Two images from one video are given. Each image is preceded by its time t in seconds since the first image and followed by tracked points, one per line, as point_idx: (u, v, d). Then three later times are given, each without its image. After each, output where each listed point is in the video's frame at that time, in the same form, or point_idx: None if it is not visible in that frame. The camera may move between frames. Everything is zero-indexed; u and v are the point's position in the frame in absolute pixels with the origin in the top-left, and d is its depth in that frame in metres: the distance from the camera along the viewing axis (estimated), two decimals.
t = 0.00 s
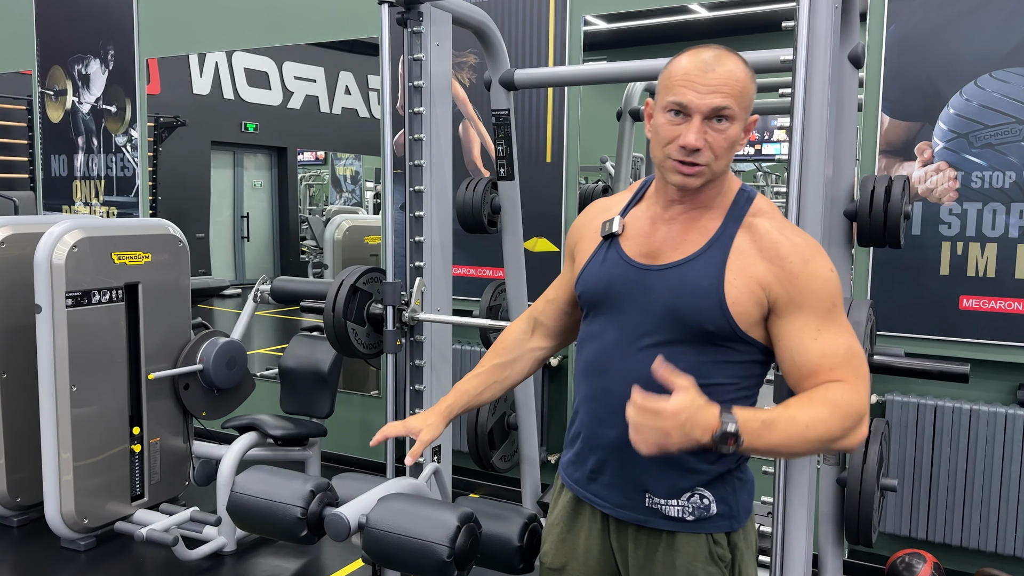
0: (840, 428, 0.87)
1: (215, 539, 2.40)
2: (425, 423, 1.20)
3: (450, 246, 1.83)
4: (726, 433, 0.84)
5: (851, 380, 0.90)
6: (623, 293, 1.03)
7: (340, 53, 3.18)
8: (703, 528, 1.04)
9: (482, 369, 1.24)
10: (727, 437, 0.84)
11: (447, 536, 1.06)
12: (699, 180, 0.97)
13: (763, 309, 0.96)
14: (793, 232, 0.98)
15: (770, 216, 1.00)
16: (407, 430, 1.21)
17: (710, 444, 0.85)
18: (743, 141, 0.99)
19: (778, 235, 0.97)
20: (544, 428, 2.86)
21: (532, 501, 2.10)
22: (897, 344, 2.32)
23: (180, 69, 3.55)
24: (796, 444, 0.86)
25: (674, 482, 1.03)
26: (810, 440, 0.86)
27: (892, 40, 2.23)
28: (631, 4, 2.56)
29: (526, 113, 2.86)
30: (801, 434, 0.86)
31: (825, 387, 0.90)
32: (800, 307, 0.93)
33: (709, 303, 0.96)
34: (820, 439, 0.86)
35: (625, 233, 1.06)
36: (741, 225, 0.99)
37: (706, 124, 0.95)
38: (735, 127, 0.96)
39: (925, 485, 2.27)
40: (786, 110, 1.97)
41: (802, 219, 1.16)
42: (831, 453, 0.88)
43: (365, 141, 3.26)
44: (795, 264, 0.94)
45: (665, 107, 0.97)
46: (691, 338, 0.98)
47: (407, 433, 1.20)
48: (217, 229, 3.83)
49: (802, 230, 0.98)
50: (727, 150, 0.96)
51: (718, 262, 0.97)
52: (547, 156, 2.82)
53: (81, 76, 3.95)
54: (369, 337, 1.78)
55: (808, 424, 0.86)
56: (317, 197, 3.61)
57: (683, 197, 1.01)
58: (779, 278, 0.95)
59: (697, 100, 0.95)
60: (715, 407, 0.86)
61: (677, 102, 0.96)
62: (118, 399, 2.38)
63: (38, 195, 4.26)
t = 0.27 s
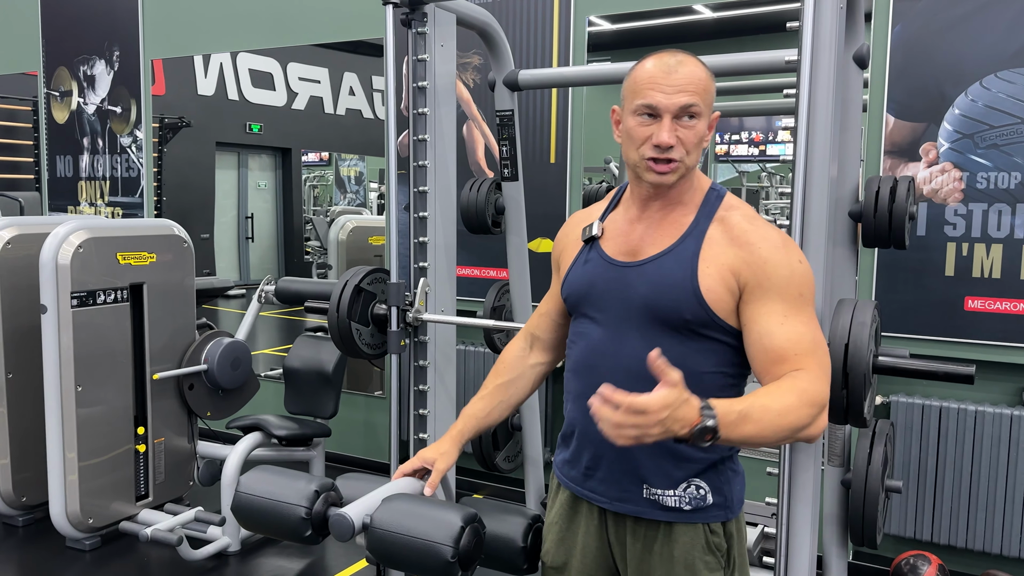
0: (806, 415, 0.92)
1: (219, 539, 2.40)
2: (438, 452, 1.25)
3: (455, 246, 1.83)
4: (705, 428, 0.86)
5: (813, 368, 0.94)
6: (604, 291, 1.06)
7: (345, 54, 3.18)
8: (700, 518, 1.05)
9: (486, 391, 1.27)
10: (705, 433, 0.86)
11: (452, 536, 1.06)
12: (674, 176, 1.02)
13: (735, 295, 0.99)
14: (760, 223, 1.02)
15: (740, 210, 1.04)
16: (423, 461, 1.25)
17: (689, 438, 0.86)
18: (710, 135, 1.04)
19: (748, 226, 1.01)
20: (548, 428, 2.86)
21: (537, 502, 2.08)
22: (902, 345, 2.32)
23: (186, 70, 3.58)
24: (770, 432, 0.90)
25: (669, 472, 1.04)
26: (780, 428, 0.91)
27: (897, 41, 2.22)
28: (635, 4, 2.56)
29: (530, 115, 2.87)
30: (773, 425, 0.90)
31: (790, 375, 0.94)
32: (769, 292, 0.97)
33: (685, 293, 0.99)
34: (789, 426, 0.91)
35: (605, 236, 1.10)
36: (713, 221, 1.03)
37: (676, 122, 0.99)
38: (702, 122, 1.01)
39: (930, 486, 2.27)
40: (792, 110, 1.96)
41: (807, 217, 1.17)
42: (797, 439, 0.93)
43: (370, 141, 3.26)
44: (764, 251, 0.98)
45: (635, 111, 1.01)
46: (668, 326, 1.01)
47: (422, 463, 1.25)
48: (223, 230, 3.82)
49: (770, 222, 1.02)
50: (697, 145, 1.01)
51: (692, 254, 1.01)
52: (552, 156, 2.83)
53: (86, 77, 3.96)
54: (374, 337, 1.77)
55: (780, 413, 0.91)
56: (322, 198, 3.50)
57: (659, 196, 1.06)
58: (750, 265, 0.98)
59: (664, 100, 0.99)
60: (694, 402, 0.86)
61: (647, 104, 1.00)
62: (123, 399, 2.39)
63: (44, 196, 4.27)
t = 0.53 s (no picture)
0: (768, 417, 0.94)
1: (223, 539, 2.40)
2: (447, 451, 1.24)
3: (457, 246, 1.84)
4: (651, 443, 0.95)
5: (786, 368, 0.95)
6: (593, 293, 1.07)
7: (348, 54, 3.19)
8: (692, 517, 1.05)
9: (494, 395, 1.27)
10: (652, 447, 0.95)
11: (455, 536, 1.06)
12: (663, 171, 1.02)
13: (718, 290, 0.99)
14: (746, 218, 1.01)
15: (723, 206, 1.03)
16: (431, 461, 1.25)
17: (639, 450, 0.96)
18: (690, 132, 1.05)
19: (729, 221, 1.00)
20: (550, 429, 2.86)
21: (539, 501, 2.07)
22: (905, 345, 2.31)
23: (189, 71, 3.59)
24: (722, 438, 0.95)
25: (663, 468, 1.05)
26: (736, 433, 0.95)
27: (901, 41, 2.22)
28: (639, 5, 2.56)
29: (533, 115, 2.87)
30: (728, 431, 0.94)
31: (761, 375, 0.95)
32: (749, 287, 0.97)
33: (667, 289, 0.99)
34: (748, 430, 0.94)
35: (595, 240, 1.10)
36: (695, 218, 1.03)
37: (660, 118, 1.00)
38: (684, 117, 1.02)
39: (933, 487, 2.26)
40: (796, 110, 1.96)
41: (811, 215, 1.16)
42: (765, 438, 0.96)
43: (373, 141, 3.26)
44: (744, 245, 0.97)
45: (619, 111, 1.02)
46: (649, 321, 1.01)
47: (429, 464, 1.24)
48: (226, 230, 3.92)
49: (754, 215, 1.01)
50: (682, 139, 1.02)
51: (674, 250, 1.01)
52: (555, 157, 2.83)
53: (90, 77, 3.97)
54: (377, 338, 1.78)
55: (733, 420, 0.94)
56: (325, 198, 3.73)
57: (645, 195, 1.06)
58: (732, 260, 0.98)
59: (647, 97, 1.00)
60: (642, 417, 0.95)
61: (631, 104, 1.01)
62: (127, 399, 2.39)
63: (48, 196, 4.28)
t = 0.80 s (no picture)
0: (781, 412, 0.94)
1: (225, 539, 2.40)
2: (446, 450, 1.24)
3: (458, 246, 1.84)
4: (662, 431, 0.93)
5: (797, 363, 0.95)
6: (596, 293, 1.06)
7: (350, 54, 3.19)
8: (692, 518, 1.04)
9: (495, 395, 1.27)
10: (663, 435, 0.93)
11: (456, 536, 1.06)
12: (651, 165, 1.03)
13: (723, 292, 0.99)
14: (751, 218, 1.01)
15: (727, 207, 1.03)
16: (431, 459, 1.25)
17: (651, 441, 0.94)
18: (688, 132, 1.05)
19: (734, 222, 1.00)
20: (552, 428, 2.86)
21: (541, 501, 2.07)
22: (908, 345, 2.31)
23: (192, 71, 3.61)
24: (735, 432, 0.94)
25: (663, 470, 1.04)
26: (748, 427, 0.94)
27: (903, 41, 2.22)
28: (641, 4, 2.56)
29: (535, 115, 2.87)
30: (740, 425, 0.93)
31: (771, 372, 0.95)
32: (755, 288, 0.97)
33: (672, 289, 0.99)
34: (760, 425, 0.93)
35: (599, 241, 1.10)
36: (700, 219, 1.03)
37: (651, 111, 1.01)
38: (679, 113, 1.02)
39: (936, 487, 2.26)
40: (798, 110, 1.95)
41: (812, 216, 1.16)
42: (778, 435, 0.95)
43: (375, 142, 3.25)
44: (749, 247, 0.97)
45: (614, 101, 1.04)
46: (656, 322, 1.01)
47: (429, 462, 1.24)
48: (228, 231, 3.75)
49: (757, 215, 1.01)
50: (674, 134, 1.02)
51: (679, 251, 1.01)
52: (556, 157, 2.82)
53: (92, 77, 3.98)
54: (378, 337, 1.78)
55: (746, 414, 0.94)
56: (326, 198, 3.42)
57: (643, 191, 1.07)
58: (736, 262, 0.98)
59: (640, 89, 1.02)
60: (652, 406, 0.94)
61: (626, 94, 1.03)
62: (129, 399, 2.39)
63: (51, 197, 4.29)
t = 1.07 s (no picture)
0: (799, 411, 0.94)
1: (226, 539, 2.41)
2: (450, 450, 1.25)
3: (460, 247, 1.84)
4: (691, 424, 0.91)
5: (809, 364, 0.96)
6: (603, 294, 1.06)
7: (351, 54, 3.20)
8: (690, 523, 1.04)
9: (499, 396, 1.26)
10: (691, 429, 0.92)
11: (457, 537, 1.06)
12: (652, 157, 1.03)
13: (731, 294, 0.99)
14: (757, 220, 1.02)
15: (735, 208, 1.03)
16: (434, 460, 1.25)
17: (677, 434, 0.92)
18: (699, 135, 1.05)
19: (742, 224, 1.00)
20: (554, 428, 2.86)
21: (543, 501, 2.07)
22: (910, 345, 2.31)
23: (193, 71, 3.61)
24: (758, 428, 0.93)
25: (663, 473, 1.04)
26: (769, 425, 0.93)
27: (905, 40, 2.21)
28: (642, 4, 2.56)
29: (536, 115, 2.87)
30: (764, 421, 0.93)
31: (784, 373, 0.96)
32: (765, 290, 0.97)
33: (679, 292, 0.99)
34: (780, 424, 0.93)
35: (608, 242, 1.10)
36: (708, 220, 1.03)
37: (661, 104, 1.02)
38: (690, 112, 1.03)
39: (937, 487, 2.26)
40: (799, 109, 1.95)
41: (815, 217, 1.16)
42: (792, 434, 0.95)
43: (377, 142, 3.25)
44: (758, 249, 0.98)
45: (630, 91, 1.06)
46: (664, 325, 1.01)
47: (434, 462, 1.25)
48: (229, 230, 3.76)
49: (764, 217, 1.02)
50: (680, 132, 1.03)
51: (687, 253, 1.01)
52: (558, 157, 2.82)
53: (94, 78, 3.98)
54: (380, 338, 1.78)
55: (769, 411, 0.93)
56: (328, 198, 3.46)
57: (649, 188, 1.07)
58: (744, 264, 0.98)
59: (655, 81, 1.03)
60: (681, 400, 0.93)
61: (640, 83, 1.04)
62: (131, 399, 2.40)
63: (53, 197, 4.29)
